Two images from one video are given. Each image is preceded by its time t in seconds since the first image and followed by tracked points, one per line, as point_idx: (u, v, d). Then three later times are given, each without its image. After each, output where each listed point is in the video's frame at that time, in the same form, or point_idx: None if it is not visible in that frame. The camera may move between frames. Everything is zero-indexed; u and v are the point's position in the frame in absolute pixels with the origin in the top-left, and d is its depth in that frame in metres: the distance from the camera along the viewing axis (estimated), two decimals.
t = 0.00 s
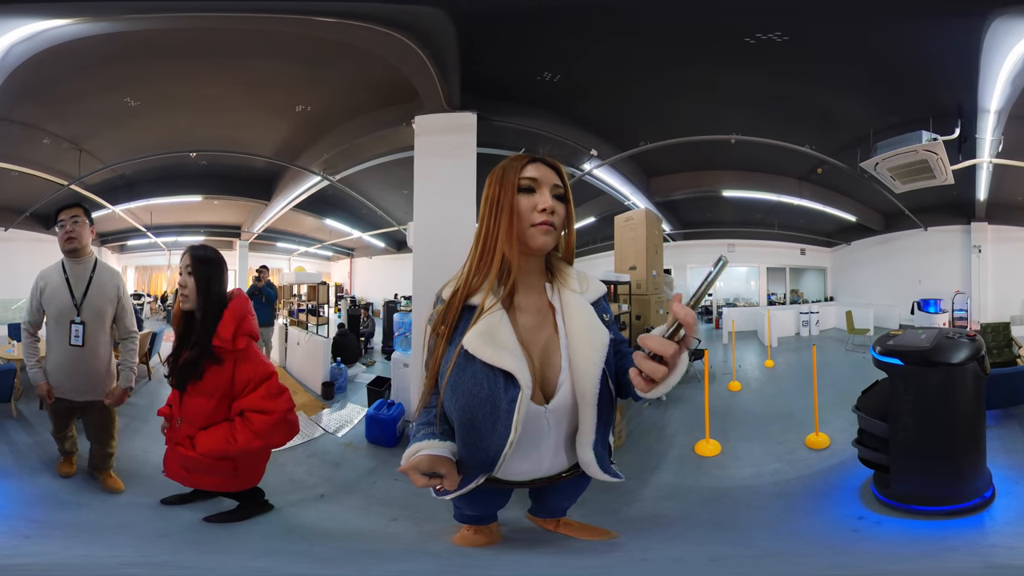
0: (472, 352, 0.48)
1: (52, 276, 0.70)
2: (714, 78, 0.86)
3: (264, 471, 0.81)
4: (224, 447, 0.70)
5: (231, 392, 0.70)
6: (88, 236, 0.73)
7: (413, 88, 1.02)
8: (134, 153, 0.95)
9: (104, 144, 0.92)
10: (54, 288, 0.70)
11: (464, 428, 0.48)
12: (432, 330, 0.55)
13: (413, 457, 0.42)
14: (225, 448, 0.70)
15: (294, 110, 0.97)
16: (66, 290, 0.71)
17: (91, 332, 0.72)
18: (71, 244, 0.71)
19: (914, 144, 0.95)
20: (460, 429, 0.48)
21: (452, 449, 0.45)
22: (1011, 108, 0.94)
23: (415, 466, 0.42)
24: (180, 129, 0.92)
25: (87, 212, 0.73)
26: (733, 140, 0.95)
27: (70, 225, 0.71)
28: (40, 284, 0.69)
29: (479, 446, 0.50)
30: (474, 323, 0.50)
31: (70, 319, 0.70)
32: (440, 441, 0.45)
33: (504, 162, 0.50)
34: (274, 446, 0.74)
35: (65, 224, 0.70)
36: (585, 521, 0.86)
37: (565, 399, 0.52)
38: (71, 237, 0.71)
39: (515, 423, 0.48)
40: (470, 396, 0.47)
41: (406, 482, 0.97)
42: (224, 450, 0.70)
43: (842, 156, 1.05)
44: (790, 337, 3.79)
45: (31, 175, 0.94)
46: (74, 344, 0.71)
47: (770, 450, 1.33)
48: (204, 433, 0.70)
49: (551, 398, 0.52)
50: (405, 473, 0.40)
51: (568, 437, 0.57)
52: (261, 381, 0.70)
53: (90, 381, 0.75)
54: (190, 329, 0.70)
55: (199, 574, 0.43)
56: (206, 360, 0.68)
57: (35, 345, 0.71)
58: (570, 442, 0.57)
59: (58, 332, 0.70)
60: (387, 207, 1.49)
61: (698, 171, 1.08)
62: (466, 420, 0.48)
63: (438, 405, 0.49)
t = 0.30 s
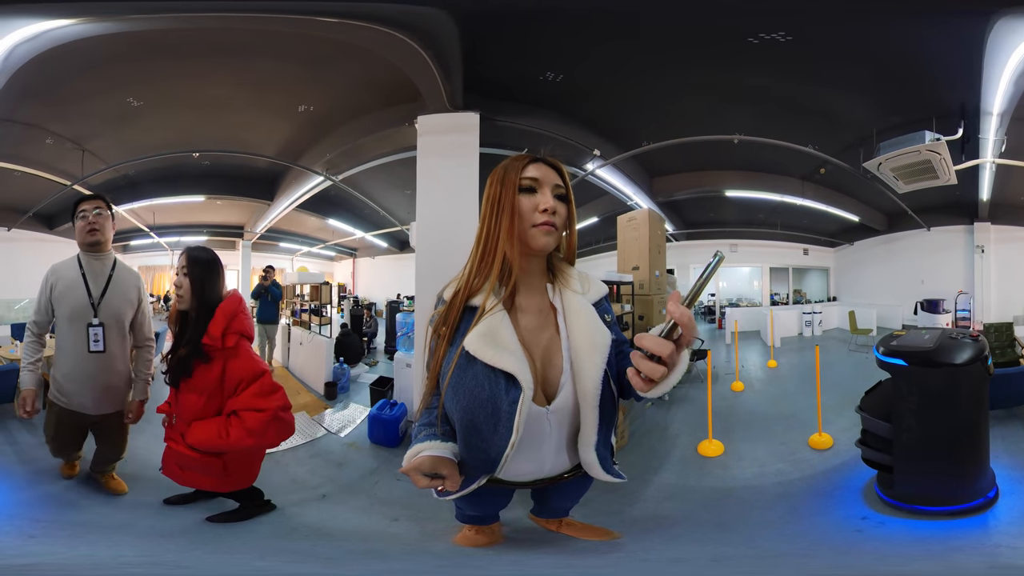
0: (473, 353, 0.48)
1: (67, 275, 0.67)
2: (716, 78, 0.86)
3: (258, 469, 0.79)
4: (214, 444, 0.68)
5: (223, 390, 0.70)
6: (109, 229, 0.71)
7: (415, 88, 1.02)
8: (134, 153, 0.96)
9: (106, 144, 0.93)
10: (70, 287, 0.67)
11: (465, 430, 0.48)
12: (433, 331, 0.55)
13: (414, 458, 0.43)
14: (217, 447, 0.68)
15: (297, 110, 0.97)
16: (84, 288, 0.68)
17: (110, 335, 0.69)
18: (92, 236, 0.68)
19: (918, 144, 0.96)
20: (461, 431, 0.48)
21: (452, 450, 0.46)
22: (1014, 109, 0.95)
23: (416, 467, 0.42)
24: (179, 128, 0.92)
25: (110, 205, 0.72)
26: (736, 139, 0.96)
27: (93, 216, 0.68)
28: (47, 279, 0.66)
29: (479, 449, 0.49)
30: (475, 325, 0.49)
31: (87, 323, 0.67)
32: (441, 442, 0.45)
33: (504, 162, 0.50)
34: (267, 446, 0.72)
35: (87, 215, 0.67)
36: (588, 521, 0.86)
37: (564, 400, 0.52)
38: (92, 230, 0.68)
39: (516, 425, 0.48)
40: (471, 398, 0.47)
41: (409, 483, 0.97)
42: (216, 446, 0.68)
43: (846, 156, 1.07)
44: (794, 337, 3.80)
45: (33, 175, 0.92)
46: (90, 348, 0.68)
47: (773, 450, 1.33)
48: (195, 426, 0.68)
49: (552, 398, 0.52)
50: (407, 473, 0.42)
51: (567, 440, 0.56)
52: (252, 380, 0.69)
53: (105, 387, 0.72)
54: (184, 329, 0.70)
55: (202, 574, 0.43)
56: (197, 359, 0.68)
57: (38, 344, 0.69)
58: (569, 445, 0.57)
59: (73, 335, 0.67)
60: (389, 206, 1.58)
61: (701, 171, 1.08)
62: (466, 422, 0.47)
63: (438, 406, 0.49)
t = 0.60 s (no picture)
0: (475, 359, 0.46)
1: (74, 280, 0.63)
2: (719, 78, 0.86)
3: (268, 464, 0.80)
4: (222, 444, 0.70)
5: (227, 387, 0.69)
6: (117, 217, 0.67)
7: (419, 88, 1.02)
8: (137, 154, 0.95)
9: (108, 144, 0.92)
10: (74, 293, 0.63)
11: (468, 436, 0.47)
12: (435, 336, 0.54)
13: (418, 463, 0.42)
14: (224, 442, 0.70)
15: (300, 110, 0.96)
16: (90, 294, 0.64)
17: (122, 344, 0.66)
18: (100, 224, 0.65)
19: (923, 144, 1.00)
20: (464, 436, 0.47)
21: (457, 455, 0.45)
22: (1017, 109, 0.95)
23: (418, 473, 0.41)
24: (184, 127, 0.90)
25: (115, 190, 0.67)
26: (741, 139, 0.96)
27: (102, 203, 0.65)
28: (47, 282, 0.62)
29: (485, 454, 0.48)
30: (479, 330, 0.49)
31: (99, 333, 0.64)
32: (445, 448, 0.45)
33: (506, 162, 0.51)
34: (269, 438, 0.74)
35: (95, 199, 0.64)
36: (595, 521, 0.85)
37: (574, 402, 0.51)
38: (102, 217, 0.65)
39: (521, 430, 0.46)
40: (473, 404, 0.46)
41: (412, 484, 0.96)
42: (223, 445, 0.70)
43: (851, 155, 1.09)
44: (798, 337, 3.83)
45: (36, 176, 0.91)
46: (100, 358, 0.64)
47: (778, 450, 1.32)
48: (206, 429, 0.70)
49: (560, 399, 0.52)
50: (410, 479, 0.40)
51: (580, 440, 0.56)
52: (252, 376, 0.70)
53: (117, 398, 0.68)
54: (185, 328, 0.69)
55: None
56: (202, 359, 0.68)
57: (35, 355, 0.61)
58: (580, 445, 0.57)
59: (82, 346, 0.63)
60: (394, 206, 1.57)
61: (705, 172, 1.10)
62: (469, 427, 0.46)
63: (441, 410, 0.48)
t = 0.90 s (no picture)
0: (484, 368, 0.47)
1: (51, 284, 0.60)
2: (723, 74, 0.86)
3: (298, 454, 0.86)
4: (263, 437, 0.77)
5: (266, 386, 0.75)
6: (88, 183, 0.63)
7: (425, 86, 0.95)
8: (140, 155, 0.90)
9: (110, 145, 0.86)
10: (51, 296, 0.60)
11: (479, 441, 0.48)
12: (442, 337, 0.53)
13: (431, 468, 0.45)
14: (258, 440, 0.77)
15: (306, 108, 0.94)
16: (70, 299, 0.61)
17: (108, 358, 0.63)
18: (68, 195, 0.61)
19: (927, 145, 0.96)
20: (476, 440, 0.48)
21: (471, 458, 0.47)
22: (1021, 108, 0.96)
23: (434, 476, 0.44)
24: (190, 126, 0.88)
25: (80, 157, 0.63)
26: (746, 140, 0.95)
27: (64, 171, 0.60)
28: None
29: (497, 455, 0.49)
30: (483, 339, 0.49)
31: (81, 348, 0.62)
32: (458, 452, 0.47)
33: (511, 154, 0.52)
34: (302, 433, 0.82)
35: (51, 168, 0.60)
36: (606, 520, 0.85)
37: (604, 390, 0.52)
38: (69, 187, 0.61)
39: (535, 440, 0.48)
40: (482, 412, 0.47)
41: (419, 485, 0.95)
42: (263, 441, 0.78)
43: (853, 157, 1.06)
44: (803, 337, 3.84)
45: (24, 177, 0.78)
46: (83, 376, 0.62)
47: (784, 448, 1.32)
48: (246, 429, 0.76)
49: (581, 400, 0.51)
50: (423, 483, 0.43)
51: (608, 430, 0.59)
52: (287, 377, 0.77)
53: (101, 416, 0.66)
54: (219, 330, 0.70)
55: None
56: (241, 360, 0.72)
57: None
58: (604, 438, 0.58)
59: (65, 359, 0.61)
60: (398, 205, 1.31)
61: (710, 171, 1.09)
62: (481, 435, 0.47)
63: (454, 412, 0.49)
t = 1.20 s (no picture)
0: (479, 359, 0.60)
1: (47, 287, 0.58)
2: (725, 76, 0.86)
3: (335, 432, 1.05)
4: (312, 413, 0.99)
5: (315, 369, 1.01)
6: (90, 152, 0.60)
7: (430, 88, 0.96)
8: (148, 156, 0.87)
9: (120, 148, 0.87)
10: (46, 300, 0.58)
11: (474, 432, 0.60)
12: (438, 331, 0.66)
13: (427, 460, 0.55)
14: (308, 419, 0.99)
15: (316, 110, 0.94)
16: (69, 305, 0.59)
17: (106, 380, 0.60)
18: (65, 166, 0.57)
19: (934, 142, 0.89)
20: (470, 430, 0.60)
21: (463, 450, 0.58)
22: None
23: (430, 469, 0.55)
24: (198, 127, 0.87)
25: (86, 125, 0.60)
26: (753, 139, 0.98)
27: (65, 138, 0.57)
28: None
29: (491, 449, 0.62)
30: (481, 325, 0.63)
31: (78, 367, 0.59)
32: (454, 444, 0.58)
33: (499, 165, 0.65)
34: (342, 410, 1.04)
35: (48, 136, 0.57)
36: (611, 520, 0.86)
37: (598, 376, 0.65)
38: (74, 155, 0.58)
39: (527, 430, 0.60)
40: (480, 402, 0.59)
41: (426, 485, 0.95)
42: (313, 416, 1.00)
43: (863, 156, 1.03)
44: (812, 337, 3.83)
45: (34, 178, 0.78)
46: (84, 402, 0.60)
47: (791, 449, 1.33)
48: (299, 408, 0.99)
49: (577, 391, 0.64)
50: (420, 474, 0.54)
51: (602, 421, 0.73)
52: (331, 361, 1.02)
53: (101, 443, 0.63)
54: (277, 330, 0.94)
55: None
56: (297, 349, 0.98)
57: None
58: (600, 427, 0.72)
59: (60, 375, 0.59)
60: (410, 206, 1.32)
61: (720, 170, 1.12)
62: (477, 426, 0.59)
63: (449, 405, 0.61)
